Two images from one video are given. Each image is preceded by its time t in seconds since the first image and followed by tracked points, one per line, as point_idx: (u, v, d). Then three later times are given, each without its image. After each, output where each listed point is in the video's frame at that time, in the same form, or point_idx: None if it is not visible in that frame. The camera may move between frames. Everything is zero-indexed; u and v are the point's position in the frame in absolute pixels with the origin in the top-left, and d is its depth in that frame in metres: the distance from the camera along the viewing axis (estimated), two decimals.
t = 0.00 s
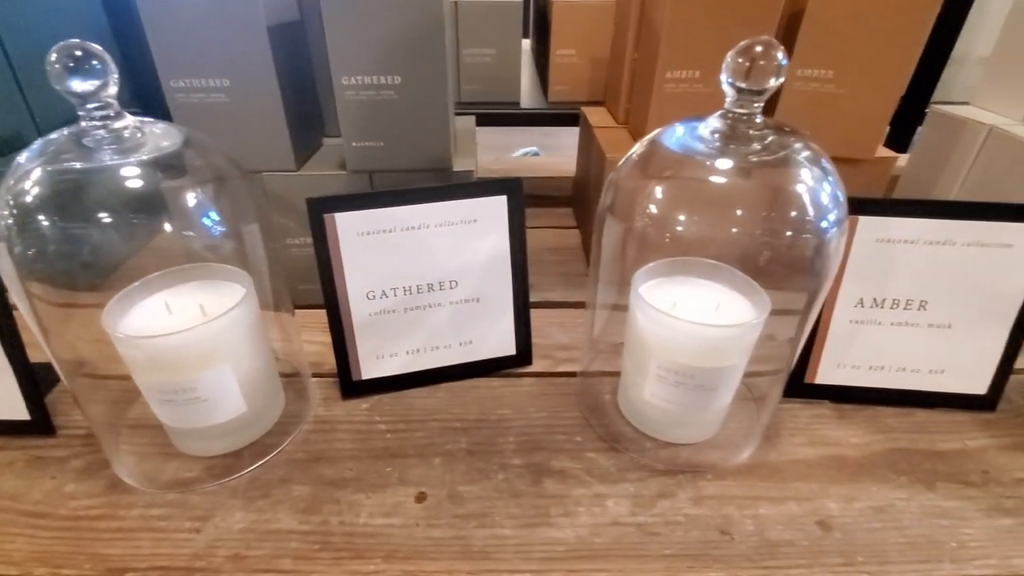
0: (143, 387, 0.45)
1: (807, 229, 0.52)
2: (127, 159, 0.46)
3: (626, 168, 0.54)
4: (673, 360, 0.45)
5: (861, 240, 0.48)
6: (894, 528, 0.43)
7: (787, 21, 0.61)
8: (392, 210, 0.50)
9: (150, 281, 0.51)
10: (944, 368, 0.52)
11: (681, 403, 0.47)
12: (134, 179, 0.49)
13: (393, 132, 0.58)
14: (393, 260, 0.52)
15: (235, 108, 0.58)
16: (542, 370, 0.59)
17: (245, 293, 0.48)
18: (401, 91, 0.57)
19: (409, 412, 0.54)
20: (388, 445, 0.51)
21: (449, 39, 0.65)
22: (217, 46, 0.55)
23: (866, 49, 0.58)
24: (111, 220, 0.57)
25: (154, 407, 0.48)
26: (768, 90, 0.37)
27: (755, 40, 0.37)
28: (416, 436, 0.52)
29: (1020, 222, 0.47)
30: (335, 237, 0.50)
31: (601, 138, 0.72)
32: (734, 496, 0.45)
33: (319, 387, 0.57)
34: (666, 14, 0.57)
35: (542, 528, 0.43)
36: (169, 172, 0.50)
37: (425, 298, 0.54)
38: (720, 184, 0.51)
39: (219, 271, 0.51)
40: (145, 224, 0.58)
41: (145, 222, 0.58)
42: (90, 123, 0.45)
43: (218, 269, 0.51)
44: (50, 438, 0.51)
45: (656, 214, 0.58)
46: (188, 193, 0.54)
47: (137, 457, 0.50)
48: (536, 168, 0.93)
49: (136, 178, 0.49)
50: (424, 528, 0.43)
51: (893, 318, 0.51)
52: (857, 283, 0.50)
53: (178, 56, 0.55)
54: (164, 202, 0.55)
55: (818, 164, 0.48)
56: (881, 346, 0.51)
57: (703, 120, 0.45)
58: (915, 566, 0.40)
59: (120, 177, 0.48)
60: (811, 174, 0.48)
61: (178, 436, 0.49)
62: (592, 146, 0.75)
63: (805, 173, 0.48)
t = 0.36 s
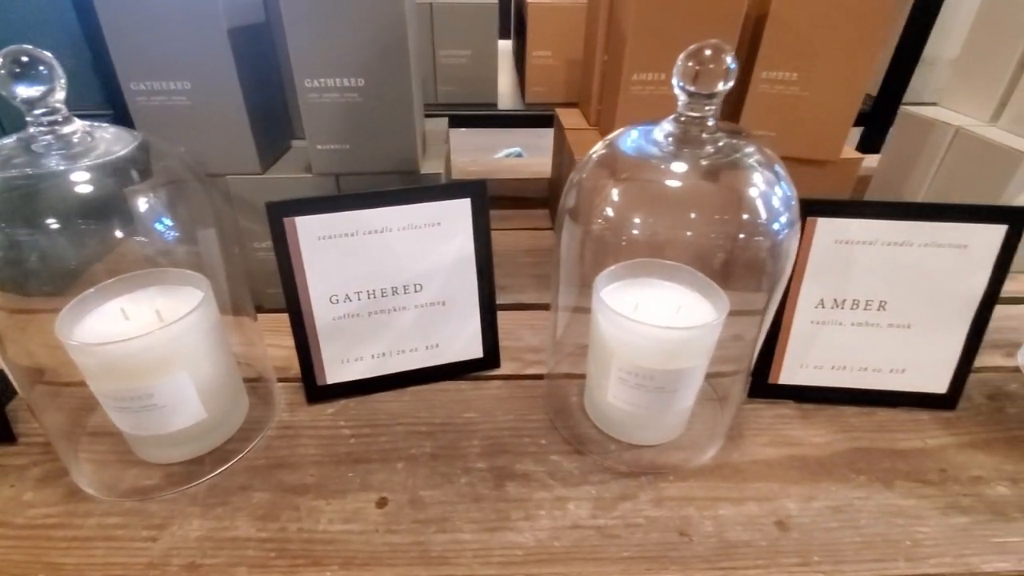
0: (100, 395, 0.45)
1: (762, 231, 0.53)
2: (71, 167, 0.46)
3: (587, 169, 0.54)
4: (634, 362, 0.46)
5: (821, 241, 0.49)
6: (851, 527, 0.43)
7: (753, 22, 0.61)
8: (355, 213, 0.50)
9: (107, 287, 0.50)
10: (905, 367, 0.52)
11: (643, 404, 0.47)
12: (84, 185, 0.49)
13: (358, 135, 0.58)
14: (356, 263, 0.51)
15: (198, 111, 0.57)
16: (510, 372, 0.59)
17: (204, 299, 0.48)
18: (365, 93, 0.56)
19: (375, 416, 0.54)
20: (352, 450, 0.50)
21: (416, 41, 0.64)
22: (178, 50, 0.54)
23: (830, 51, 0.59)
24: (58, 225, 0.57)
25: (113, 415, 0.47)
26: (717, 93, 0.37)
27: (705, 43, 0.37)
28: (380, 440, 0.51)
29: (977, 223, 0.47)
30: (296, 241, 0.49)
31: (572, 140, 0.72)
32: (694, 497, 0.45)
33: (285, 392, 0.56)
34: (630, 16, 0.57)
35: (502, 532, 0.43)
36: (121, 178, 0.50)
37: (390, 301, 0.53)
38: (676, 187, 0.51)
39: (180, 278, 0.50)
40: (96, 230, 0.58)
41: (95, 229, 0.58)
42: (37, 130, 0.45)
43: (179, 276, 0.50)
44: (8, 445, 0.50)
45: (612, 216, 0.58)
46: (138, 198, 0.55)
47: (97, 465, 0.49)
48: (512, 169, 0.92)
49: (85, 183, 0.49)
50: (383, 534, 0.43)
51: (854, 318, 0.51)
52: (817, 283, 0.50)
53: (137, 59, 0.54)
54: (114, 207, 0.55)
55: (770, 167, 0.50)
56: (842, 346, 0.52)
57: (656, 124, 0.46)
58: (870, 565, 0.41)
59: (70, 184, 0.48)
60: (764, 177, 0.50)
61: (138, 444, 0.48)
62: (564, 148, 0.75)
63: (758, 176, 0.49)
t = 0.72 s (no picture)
0: (45, 404, 0.44)
1: (706, 229, 0.55)
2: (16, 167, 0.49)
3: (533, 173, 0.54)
4: (587, 362, 0.46)
5: (772, 240, 0.49)
6: (800, 521, 0.44)
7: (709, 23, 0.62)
8: (309, 216, 0.49)
9: (53, 292, 0.49)
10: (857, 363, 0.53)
11: (597, 403, 0.48)
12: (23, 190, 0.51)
13: (315, 136, 0.58)
14: (311, 266, 0.51)
15: (151, 113, 0.56)
16: (471, 373, 0.59)
17: (153, 304, 0.47)
18: (320, 94, 0.56)
19: (333, 420, 0.53)
20: (308, 454, 0.50)
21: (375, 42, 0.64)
22: (128, 52, 0.53)
23: (784, 51, 0.59)
24: None
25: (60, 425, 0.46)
26: (658, 94, 0.37)
27: (645, 44, 0.37)
28: (337, 444, 0.51)
29: (922, 220, 0.48)
30: (248, 245, 0.49)
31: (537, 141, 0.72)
32: (648, 495, 0.46)
33: (243, 397, 0.55)
34: (587, 18, 0.57)
35: (455, 534, 0.43)
36: (64, 182, 0.53)
37: (347, 304, 0.53)
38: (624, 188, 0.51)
39: (129, 283, 0.50)
40: (38, 237, 0.57)
41: (34, 235, 0.57)
42: None
43: (129, 281, 0.50)
44: None
45: (561, 216, 0.59)
46: (77, 202, 0.56)
47: (45, 474, 0.48)
48: (482, 170, 0.92)
49: (24, 188, 0.51)
50: (336, 539, 0.43)
51: (807, 315, 0.52)
52: (770, 281, 0.51)
53: (86, 61, 0.53)
54: (52, 214, 0.56)
55: (715, 169, 0.51)
56: (796, 343, 0.53)
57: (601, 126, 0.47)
58: (817, 558, 0.41)
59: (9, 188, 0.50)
60: (708, 178, 0.51)
61: (87, 452, 0.47)
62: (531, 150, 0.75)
63: (703, 176, 0.50)
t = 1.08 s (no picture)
0: None
1: (645, 228, 0.57)
2: None
3: (475, 177, 0.55)
4: (532, 360, 0.46)
5: (715, 238, 0.51)
6: (743, 512, 0.45)
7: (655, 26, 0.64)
8: (256, 219, 0.49)
9: None
10: (801, 356, 0.55)
11: (545, 401, 0.48)
12: None
13: (266, 138, 0.58)
14: (260, 270, 0.51)
15: (99, 118, 0.56)
16: (428, 375, 0.59)
17: (97, 310, 0.47)
18: (269, 97, 0.56)
19: (286, 424, 0.53)
20: (259, 459, 0.50)
21: (329, 44, 0.64)
22: (71, 56, 0.52)
23: (730, 53, 0.61)
24: None
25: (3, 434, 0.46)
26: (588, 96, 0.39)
27: (577, 48, 0.38)
28: (290, 448, 0.51)
29: (858, 216, 0.50)
30: (193, 249, 0.48)
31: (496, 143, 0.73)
32: (597, 490, 0.47)
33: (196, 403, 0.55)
34: (535, 23, 0.59)
35: (404, 534, 0.43)
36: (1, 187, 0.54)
37: (298, 307, 0.53)
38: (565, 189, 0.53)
39: (75, 289, 0.49)
40: None
41: None
42: None
43: (75, 287, 0.49)
44: None
45: (503, 217, 0.60)
46: (13, 209, 0.54)
47: None
48: (446, 171, 0.93)
49: None
50: (283, 543, 0.43)
51: (751, 310, 0.53)
52: (715, 278, 0.52)
53: (28, 65, 0.52)
54: None
55: (652, 170, 0.53)
56: (742, 337, 0.54)
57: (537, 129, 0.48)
58: (757, 547, 0.42)
59: None
60: (645, 180, 0.52)
61: (33, 462, 0.47)
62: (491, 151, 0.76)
63: (640, 176, 0.52)
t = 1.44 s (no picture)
0: None
1: (602, 228, 0.58)
2: None
3: (428, 179, 0.56)
4: (488, 361, 0.47)
5: (671, 237, 0.51)
6: (699, 507, 0.45)
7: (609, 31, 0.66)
8: (211, 225, 0.49)
9: None
10: (759, 352, 0.56)
11: (505, 403, 0.49)
12: None
13: (223, 143, 0.57)
14: (217, 277, 0.50)
15: (50, 125, 0.55)
16: (391, 378, 0.59)
17: (47, 318, 0.46)
18: (226, 102, 0.56)
19: (246, 432, 0.53)
20: (218, 468, 0.49)
21: (289, 48, 0.64)
22: (20, 62, 0.51)
23: (686, 56, 0.62)
24: None
25: None
26: (533, 97, 0.43)
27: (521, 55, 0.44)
28: (250, 456, 0.50)
29: (809, 214, 0.51)
30: (146, 257, 0.48)
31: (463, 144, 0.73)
32: (556, 490, 0.47)
33: (155, 412, 0.54)
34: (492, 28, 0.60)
35: (362, 540, 0.43)
36: None
37: (257, 313, 0.53)
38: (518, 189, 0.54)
39: (25, 298, 0.48)
40: None
41: None
42: None
43: (25, 296, 0.48)
44: None
45: (455, 220, 0.60)
46: None
47: None
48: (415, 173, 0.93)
49: None
50: (240, 552, 0.43)
51: (709, 308, 0.54)
52: (671, 277, 0.53)
53: None
54: None
55: (602, 174, 0.54)
56: (700, 335, 0.55)
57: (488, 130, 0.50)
58: (712, 542, 0.43)
59: None
60: (595, 182, 0.54)
61: None
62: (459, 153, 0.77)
63: (590, 179, 0.53)
